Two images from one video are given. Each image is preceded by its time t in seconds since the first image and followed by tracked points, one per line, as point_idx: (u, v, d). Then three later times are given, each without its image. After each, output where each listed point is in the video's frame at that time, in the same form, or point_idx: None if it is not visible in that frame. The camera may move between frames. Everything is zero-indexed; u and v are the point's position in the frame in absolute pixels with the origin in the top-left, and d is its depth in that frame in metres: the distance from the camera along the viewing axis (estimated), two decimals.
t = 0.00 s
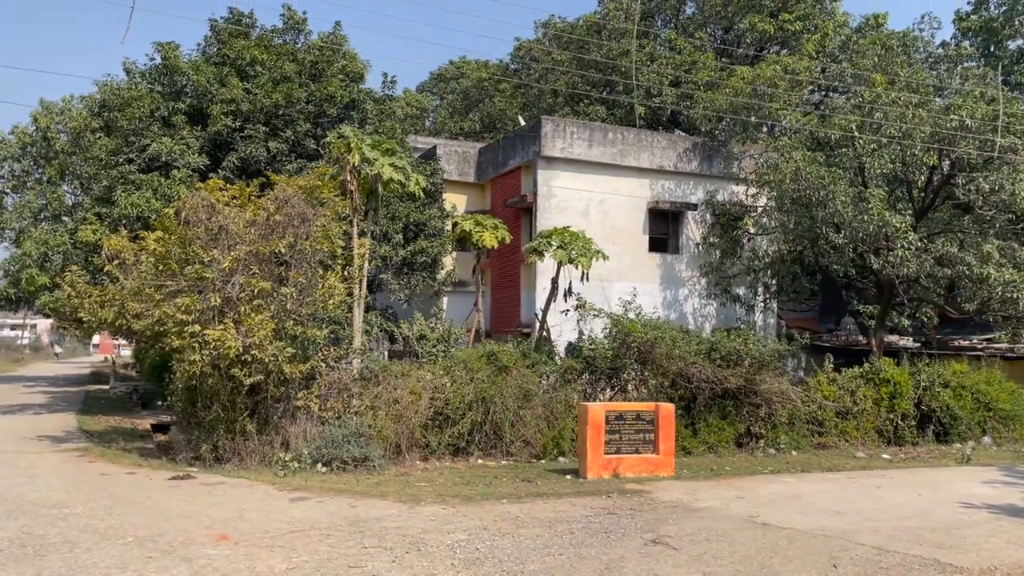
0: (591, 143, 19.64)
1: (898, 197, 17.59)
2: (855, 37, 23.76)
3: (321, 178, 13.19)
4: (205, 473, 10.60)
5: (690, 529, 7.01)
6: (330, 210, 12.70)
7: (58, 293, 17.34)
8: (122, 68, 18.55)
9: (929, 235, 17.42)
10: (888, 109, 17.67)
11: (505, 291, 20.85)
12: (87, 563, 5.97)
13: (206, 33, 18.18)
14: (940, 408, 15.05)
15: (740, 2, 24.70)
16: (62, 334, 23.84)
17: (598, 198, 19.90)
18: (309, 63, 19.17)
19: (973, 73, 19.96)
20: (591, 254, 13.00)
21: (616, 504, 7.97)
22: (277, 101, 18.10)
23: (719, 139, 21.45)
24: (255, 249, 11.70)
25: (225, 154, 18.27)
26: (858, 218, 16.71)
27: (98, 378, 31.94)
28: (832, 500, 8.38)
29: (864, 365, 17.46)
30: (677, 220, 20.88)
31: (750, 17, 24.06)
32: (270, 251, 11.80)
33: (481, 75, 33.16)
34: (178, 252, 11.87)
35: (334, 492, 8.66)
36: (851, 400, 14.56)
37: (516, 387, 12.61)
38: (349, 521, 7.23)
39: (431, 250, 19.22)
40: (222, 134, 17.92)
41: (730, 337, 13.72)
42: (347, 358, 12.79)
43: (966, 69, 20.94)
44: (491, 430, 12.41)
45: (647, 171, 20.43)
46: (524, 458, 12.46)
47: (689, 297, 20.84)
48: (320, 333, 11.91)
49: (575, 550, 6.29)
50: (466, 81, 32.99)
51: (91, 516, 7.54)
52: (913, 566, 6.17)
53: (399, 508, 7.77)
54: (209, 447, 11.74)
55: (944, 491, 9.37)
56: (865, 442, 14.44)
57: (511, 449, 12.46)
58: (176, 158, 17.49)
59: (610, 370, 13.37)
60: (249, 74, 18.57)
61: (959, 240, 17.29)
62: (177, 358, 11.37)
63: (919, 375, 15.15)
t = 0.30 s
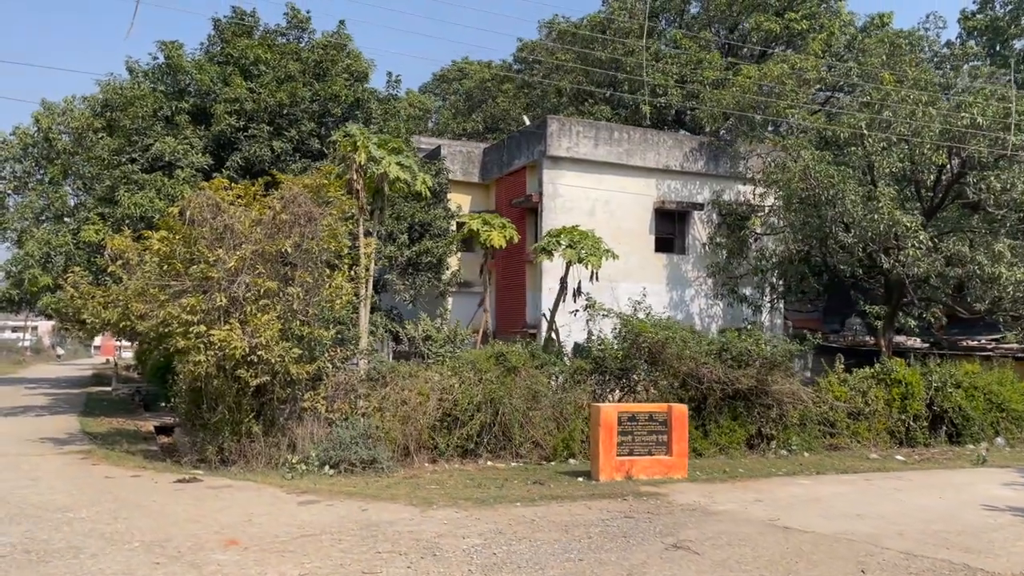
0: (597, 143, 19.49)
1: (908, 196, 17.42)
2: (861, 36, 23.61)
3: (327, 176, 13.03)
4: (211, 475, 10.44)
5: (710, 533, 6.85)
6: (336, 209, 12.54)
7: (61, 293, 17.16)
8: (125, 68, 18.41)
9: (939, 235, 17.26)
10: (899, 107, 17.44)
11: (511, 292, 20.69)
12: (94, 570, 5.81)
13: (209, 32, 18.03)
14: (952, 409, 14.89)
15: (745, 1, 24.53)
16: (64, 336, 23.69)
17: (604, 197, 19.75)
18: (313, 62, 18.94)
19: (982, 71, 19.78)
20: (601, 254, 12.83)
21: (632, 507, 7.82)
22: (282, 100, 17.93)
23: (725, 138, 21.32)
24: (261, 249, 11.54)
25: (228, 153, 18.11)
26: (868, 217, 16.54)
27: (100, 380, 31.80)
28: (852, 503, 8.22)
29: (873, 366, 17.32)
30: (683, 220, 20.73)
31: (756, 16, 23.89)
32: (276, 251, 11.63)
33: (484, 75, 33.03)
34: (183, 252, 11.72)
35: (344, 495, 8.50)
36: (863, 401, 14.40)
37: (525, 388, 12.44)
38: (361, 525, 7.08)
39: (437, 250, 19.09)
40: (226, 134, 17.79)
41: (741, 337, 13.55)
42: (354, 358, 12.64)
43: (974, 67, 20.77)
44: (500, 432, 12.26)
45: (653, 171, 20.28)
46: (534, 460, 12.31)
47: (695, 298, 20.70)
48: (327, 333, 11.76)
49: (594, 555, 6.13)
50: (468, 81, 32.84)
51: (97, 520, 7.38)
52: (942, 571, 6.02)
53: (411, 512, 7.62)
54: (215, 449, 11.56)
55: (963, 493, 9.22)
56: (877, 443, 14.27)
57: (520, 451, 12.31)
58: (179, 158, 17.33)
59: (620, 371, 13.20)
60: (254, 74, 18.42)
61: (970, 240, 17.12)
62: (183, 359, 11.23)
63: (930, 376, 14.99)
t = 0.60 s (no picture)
0: (602, 141, 19.27)
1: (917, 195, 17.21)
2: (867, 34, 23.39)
3: (331, 174, 12.80)
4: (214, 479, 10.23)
5: (730, 540, 6.65)
6: (340, 207, 12.32)
7: (60, 293, 16.94)
8: (124, 65, 18.22)
9: (949, 234, 17.05)
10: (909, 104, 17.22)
11: (515, 292, 20.48)
12: None
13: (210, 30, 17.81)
14: (964, 411, 14.69)
15: None
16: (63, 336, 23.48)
17: (609, 196, 19.54)
18: (315, 60, 18.71)
19: (992, 69, 19.55)
20: (609, 254, 12.62)
21: (648, 513, 7.62)
22: (283, 97, 17.71)
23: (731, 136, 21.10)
24: (264, 248, 11.34)
25: (229, 152, 17.89)
26: (877, 216, 16.32)
27: (99, 381, 31.61)
28: (872, 509, 8.01)
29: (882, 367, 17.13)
30: (689, 219, 20.52)
31: (761, 13, 23.68)
32: (279, 250, 11.42)
33: (486, 74, 32.85)
34: (184, 251, 11.51)
35: (351, 500, 8.29)
36: (874, 402, 14.19)
37: (532, 390, 12.22)
38: (369, 532, 6.87)
39: (440, 250, 18.89)
40: (227, 132, 17.56)
41: (752, 338, 13.33)
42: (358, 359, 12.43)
43: (983, 65, 20.55)
44: (508, 434, 12.06)
45: (659, 170, 20.06)
46: (542, 463, 12.11)
47: (701, 298, 20.51)
48: (331, 334, 11.55)
49: (613, 564, 5.92)
50: (470, 80, 32.64)
51: (98, 527, 7.17)
52: None
53: (422, 518, 7.41)
54: (217, 453, 11.35)
55: (984, 498, 9.01)
56: (889, 446, 14.06)
57: (528, 454, 12.11)
58: (180, 156, 17.12)
59: (629, 372, 12.98)
60: (255, 71, 18.20)
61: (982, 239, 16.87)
62: (185, 361, 11.03)
63: (942, 377, 14.78)
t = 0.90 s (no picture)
0: (605, 137, 19.10)
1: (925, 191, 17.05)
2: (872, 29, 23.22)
3: (334, 169, 12.61)
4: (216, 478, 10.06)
5: (747, 542, 6.48)
6: (343, 202, 12.15)
7: (59, 290, 16.75)
8: (123, 59, 18.03)
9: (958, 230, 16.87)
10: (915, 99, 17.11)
11: (517, 289, 20.31)
12: None
13: (210, 23, 17.61)
14: (974, 408, 14.54)
15: None
16: (62, 334, 23.30)
17: (612, 192, 19.37)
18: (315, 54, 18.55)
19: (998, 63, 19.37)
20: (616, 249, 12.44)
21: (660, 513, 7.46)
22: (284, 92, 17.50)
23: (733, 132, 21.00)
24: (265, 244, 11.16)
25: (230, 147, 17.69)
26: (885, 212, 16.16)
27: (97, 379, 31.41)
28: (889, 509, 7.85)
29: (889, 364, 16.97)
30: (693, 216, 20.35)
31: (765, 8, 23.51)
32: (281, 245, 11.25)
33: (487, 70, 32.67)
34: (185, 247, 11.33)
35: (356, 500, 8.12)
36: (882, 400, 14.03)
37: (538, 388, 12.03)
38: (377, 534, 6.70)
39: (442, 246, 18.63)
40: (227, 127, 17.33)
41: (759, 334, 13.16)
42: (360, 356, 12.27)
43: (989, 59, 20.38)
44: (514, 432, 11.87)
45: (663, 165, 19.89)
46: (548, 461, 11.94)
47: (705, 295, 20.37)
48: (334, 330, 11.38)
49: (629, 568, 5.75)
50: (471, 76, 32.46)
51: (97, 528, 6.99)
52: None
53: (430, 518, 7.24)
54: (218, 451, 11.17)
55: (1001, 497, 8.85)
56: (897, 444, 13.90)
57: (534, 452, 11.93)
58: (180, 151, 16.93)
59: (635, 370, 12.79)
60: (255, 65, 18.01)
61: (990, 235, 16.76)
62: (185, 358, 10.87)
63: (951, 374, 14.62)
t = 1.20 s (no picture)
0: (609, 131, 18.87)
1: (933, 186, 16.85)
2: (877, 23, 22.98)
3: (337, 162, 12.38)
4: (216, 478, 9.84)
5: (767, 546, 6.30)
6: (346, 196, 11.93)
7: (56, 285, 16.54)
8: (122, 52, 17.81)
9: (966, 225, 16.68)
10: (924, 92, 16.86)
11: (520, 286, 20.09)
12: None
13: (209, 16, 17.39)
14: (984, 407, 14.36)
15: None
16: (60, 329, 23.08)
17: (616, 187, 19.16)
18: (316, 47, 18.30)
19: (1007, 57, 19.14)
20: (623, 245, 12.22)
21: (675, 515, 7.27)
22: (284, 85, 17.27)
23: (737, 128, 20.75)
24: (266, 238, 10.95)
25: (229, 141, 17.47)
26: (893, 208, 15.97)
27: (95, 375, 31.20)
28: (909, 511, 7.65)
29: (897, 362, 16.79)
30: (697, 211, 20.15)
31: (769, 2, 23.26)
32: (282, 240, 11.03)
33: (487, 65, 32.43)
34: (185, 241, 11.12)
35: (362, 501, 7.91)
36: (892, 398, 13.83)
37: (544, 385, 11.83)
38: (384, 536, 6.50)
39: (445, 242, 18.50)
40: (227, 120, 17.12)
41: (768, 331, 12.97)
42: (363, 352, 12.06)
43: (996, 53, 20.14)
44: (520, 431, 11.65)
45: (667, 161, 19.68)
46: (554, 460, 11.73)
47: (709, 291, 20.15)
48: (337, 327, 11.17)
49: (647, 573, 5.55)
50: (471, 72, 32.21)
51: (96, 530, 6.79)
52: None
53: (438, 520, 7.04)
54: (219, 450, 10.96)
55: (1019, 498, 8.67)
56: (907, 443, 13.72)
57: (540, 451, 11.72)
58: (179, 145, 16.69)
59: (642, 368, 12.59)
60: (255, 59, 17.77)
61: (1000, 230, 16.55)
62: (185, 354, 10.67)
63: (961, 372, 14.44)
